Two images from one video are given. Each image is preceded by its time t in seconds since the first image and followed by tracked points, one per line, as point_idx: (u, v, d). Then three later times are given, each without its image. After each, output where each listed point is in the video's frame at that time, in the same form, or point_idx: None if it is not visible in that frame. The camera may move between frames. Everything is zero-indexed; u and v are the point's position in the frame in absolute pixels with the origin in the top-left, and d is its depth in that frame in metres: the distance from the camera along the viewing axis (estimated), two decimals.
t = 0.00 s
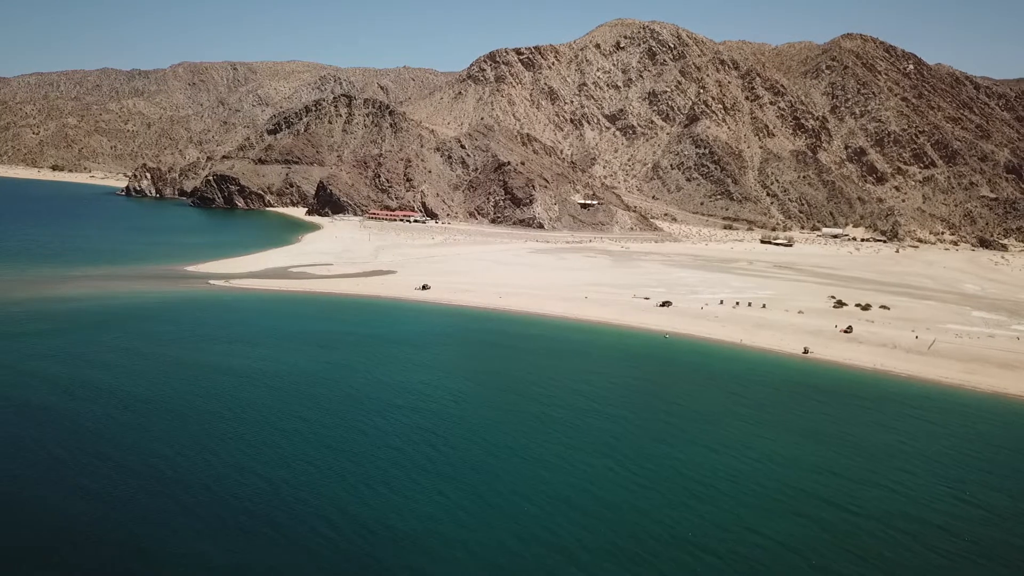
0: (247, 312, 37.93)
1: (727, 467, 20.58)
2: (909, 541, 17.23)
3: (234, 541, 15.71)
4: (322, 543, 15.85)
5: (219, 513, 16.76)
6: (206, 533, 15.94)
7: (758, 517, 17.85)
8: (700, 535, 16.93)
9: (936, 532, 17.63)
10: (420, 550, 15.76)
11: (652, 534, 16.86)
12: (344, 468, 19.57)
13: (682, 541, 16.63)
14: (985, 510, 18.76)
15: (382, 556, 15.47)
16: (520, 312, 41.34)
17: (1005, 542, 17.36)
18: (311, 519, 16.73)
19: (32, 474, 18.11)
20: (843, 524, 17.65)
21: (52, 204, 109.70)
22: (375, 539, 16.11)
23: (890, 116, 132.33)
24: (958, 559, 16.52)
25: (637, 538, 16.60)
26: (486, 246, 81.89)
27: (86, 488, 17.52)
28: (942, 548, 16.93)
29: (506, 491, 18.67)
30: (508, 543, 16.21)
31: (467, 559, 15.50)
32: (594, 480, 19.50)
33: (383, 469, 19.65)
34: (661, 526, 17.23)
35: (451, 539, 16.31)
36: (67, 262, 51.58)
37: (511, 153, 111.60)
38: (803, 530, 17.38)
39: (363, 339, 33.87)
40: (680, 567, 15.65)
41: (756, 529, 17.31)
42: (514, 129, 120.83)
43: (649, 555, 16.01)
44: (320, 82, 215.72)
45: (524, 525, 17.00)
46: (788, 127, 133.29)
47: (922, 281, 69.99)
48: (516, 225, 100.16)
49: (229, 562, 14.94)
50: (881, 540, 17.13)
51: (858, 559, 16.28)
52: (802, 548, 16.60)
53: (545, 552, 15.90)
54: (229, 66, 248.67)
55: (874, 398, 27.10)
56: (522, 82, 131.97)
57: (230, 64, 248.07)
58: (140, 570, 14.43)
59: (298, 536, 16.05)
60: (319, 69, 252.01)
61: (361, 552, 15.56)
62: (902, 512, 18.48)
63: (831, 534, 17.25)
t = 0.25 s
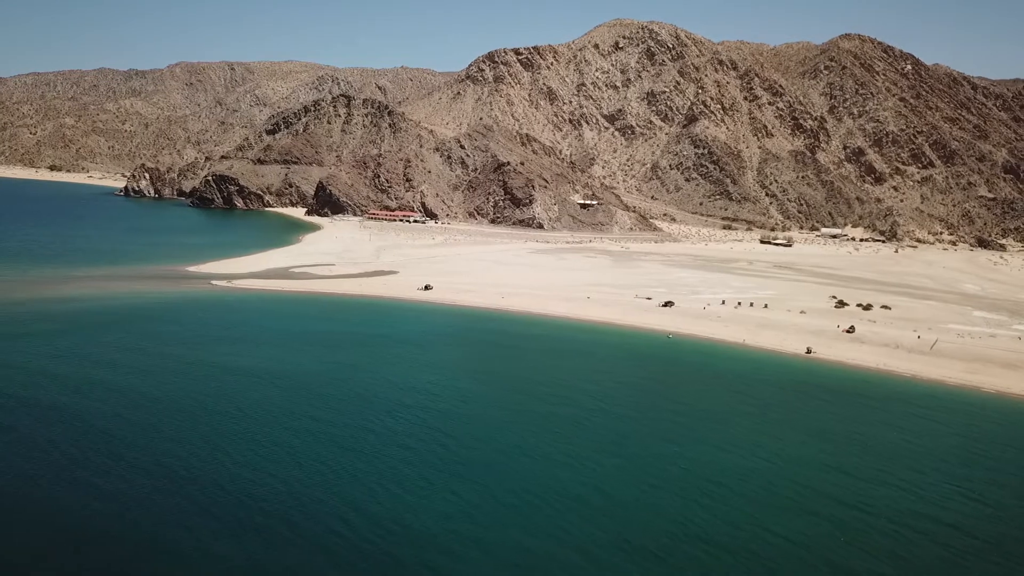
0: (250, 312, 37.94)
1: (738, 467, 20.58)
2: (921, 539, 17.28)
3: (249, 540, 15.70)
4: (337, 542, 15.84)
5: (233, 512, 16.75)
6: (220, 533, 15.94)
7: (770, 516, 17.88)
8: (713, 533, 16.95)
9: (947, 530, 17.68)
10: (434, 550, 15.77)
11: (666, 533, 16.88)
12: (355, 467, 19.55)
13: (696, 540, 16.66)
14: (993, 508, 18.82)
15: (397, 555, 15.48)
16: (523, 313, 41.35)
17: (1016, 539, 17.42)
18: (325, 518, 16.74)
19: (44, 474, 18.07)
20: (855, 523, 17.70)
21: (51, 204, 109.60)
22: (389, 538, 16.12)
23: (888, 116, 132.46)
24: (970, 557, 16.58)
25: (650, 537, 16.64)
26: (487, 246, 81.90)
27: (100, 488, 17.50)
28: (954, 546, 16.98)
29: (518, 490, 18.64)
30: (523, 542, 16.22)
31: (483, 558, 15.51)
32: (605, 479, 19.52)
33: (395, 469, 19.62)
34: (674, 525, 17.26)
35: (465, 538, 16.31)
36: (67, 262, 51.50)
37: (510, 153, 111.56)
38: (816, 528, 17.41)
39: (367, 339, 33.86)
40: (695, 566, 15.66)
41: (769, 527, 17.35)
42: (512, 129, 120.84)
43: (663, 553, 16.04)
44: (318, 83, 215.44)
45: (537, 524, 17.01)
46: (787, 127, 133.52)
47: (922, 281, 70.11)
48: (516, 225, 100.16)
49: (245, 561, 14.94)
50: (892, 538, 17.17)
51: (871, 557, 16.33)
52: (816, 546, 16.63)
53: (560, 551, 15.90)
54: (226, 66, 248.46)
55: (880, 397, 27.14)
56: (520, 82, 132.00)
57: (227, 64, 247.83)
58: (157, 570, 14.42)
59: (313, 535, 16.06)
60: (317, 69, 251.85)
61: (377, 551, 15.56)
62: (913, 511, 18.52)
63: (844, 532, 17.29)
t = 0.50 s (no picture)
0: (254, 313, 37.96)
1: (748, 466, 20.63)
2: (932, 538, 17.31)
3: (263, 540, 15.71)
4: (351, 542, 15.87)
5: (247, 512, 16.77)
6: (236, 532, 15.98)
7: (782, 515, 17.93)
8: (726, 532, 16.98)
9: (957, 529, 17.74)
10: (449, 549, 15.80)
11: (679, 532, 16.90)
12: (365, 467, 19.57)
13: (709, 539, 16.70)
14: (1003, 507, 18.86)
15: (412, 554, 15.51)
16: (527, 313, 41.38)
17: None
18: (339, 518, 16.76)
19: (54, 475, 18.05)
20: (865, 522, 17.74)
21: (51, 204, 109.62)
22: (403, 537, 16.15)
23: (888, 116, 132.51)
24: (982, 556, 16.62)
25: (663, 536, 16.68)
26: (487, 247, 81.93)
27: (113, 488, 17.52)
28: (965, 545, 17.03)
29: (529, 490, 18.66)
30: (537, 541, 16.24)
31: (497, 557, 15.55)
32: (616, 478, 19.55)
33: (405, 468, 19.64)
34: (686, 524, 17.31)
35: (480, 537, 16.33)
36: (69, 263, 51.50)
37: (510, 153, 111.52)
38: (827, 527, 17.46)
39: (371, 339, 33.83)
40: (708, 565, 15.67)
41: (780, 526, 17.39)
42: (512, 129, 120.84)
43: (676, 552, 16.09)
44: (316, 82, 215.25)
45: (550, 524, 17.03)
46: (786, 127, 133.67)
47: (922, 281, 70.18)
48: (516, 225, 100.17)
49: (261, 561, 14.96)
50: (904, 538, 17.21)
51: (884, 556, 16.37)
52: (828, 545, 16.68)
53: (573, 550, 15.92)
54: (224, 65, 248.41)
55: (885, 397, 27.16)
56: (520, 82, 132.01)
57: (225, 64, 247.70)
58: (174, 570, 14.46)
59: (328, 534, 16.07)
60: (315, 69, 251.79)
61: (392, 551, 15.58)
62: (924, 509, 18.57)
63: (855, 531, 17.33)
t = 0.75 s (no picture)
0: (258, 313, 38.00)
1: (757, 465, 20.67)
2: (944, 537, 17.37)
3: (279, 538, 15.76)
4: (366, 540, 15.92)
5: (261, 512, 16.81)
6: (251, 532, 16.00)
7: (794, 514, 17.99)
8: (739, 531, 17.03)
9: (967, 527, 17.80)
10: (465, 547, 15.85)
11: (692, 531, 16.96)
12: (376, 467, 19.60)
13: (723, 537, 16.75)
14: (1012, 506, 18.93)
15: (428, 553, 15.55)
16: (531, 313, 41.43)
17: None
18: (353, 517, 16.80)
19: (67, 474, 18.09)
20: (876, 520, 17.82)
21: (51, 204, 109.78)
22: (418, 536, 16.20)
23: (887, 116, 132.65)
24: (993, 553, 16.71)
25: (677, 535, 16.73)
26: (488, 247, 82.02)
27: (126, 488, 17.54)
28: (977, 543, 17.09)
29: (540, 489, 18.70)
30: (551, 540, 16.29)
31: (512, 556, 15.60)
32: (627, 477, 19.59)
33: (417, 467, 19.70)
34: (699, 522, 17.36)
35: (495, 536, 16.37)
36: (72, 263, 51.59)
37: (511, 153, 111.57)
38: (839, 526, 17.51)
39: (375, 340, 33.86)
40: (722, 563, 15.73)
41: (793, 525, 17.45)
42: (512, 129, 120.95)
43: (691, 550, 16.17)
44: (315, 82, 215.27)
45: (564, 522, 17.08)
46: (786, 127, 133.86)
47: (923, 281, 70.31)
48: (517, 225, 100.22)
49: (277, 560, 14.99)
50: (915, 536, 17.29)
51: (897, 554, 16.44)
52: (841, 543, 16.73)
53: (589, 549, 15.97)
54: (223, 66, 248.47)
55: (891, 397, 27.24)
56: (519, 83, 132.09)
57: (224, 64, 247.71)
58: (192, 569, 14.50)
59: (342, 534, 16.10)
60: (314, 69, 251.88)
61: (408, 550, 15.63)
62: (935, 508, 18.63)
63: (867, 530, 17.39)
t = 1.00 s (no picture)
0: (262, 313, 38.08)
1: (766, 464, 20.72)
2: (954, 535, 17.44)
3: (294, 537, 15.81)
4: (380, 539, 15.98)
5: (275, 511, 16.87)
6: (266, 531, 16.04)
7: (805, 512, 18.06)
8: (750, 529, 17.11)
9: (977, 525, 17.88)
10: (479, 547, 15.90)
11: (705, 530, 17.02)
12: (386, 466, 19.64)
13: (735, 536, 16.82)
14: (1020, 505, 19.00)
15: (443, 552, 15.61)
16: (534, 313, 41.48)
17: None
18: (367, 516, 16.85)
19: (80, 475, 18.13)
20: (886, 519, 17.90)
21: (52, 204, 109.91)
22: (432, 535, 16.27)
23: (886, 117, 132.78)
24: (1003, 552, 16.79)
25: (690, 534, 16.80)
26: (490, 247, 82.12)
27: (140, 488, 17.58)
28: (987, 542, 17.17)
29: (552, 488, 18.76)
30: (564, 539, 16.34)
31: (527, 555, 15.64)
32: (637, 476, 19.67)
33: (428, 467, 19.76)
34: (711, 521, 17.42)
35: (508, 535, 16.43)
36: (74, 264, 51.63)
37: (511, 154, 111.63)
38: (850, 524, 17.58)
39: (380, 340, 33.88)
40: (735, 562, 15.80)
41: (803, 524, 17.52)
42: (512, 129, 120.99)
43: (704, 549, 16.23)
44: (314, 83, 215.29)
45: (576, 522, 17.13)
46: (785, 128, 134.00)
47: (924, 281, 70.45)
48: (517, 225, 100.28)
49: (293, 559, 15.04)
50: (925, 535, 17.36)
51: (907, 553, 16.51)
52: (852, 542, 16.80)
53: (603, 548, 16.04)
54: (222, 66, 248.48)
55: (897, 397, 27.28)
56: (519, 83, 132.08)
57: (223, 64, 247.69)
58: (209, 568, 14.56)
59: (357, 533, 16.17)
60: (313, 69, 251.89)
61: (423, 549, 15.69)
62: (943, 506, 18.72)
63: (878, 528, 17.45)
